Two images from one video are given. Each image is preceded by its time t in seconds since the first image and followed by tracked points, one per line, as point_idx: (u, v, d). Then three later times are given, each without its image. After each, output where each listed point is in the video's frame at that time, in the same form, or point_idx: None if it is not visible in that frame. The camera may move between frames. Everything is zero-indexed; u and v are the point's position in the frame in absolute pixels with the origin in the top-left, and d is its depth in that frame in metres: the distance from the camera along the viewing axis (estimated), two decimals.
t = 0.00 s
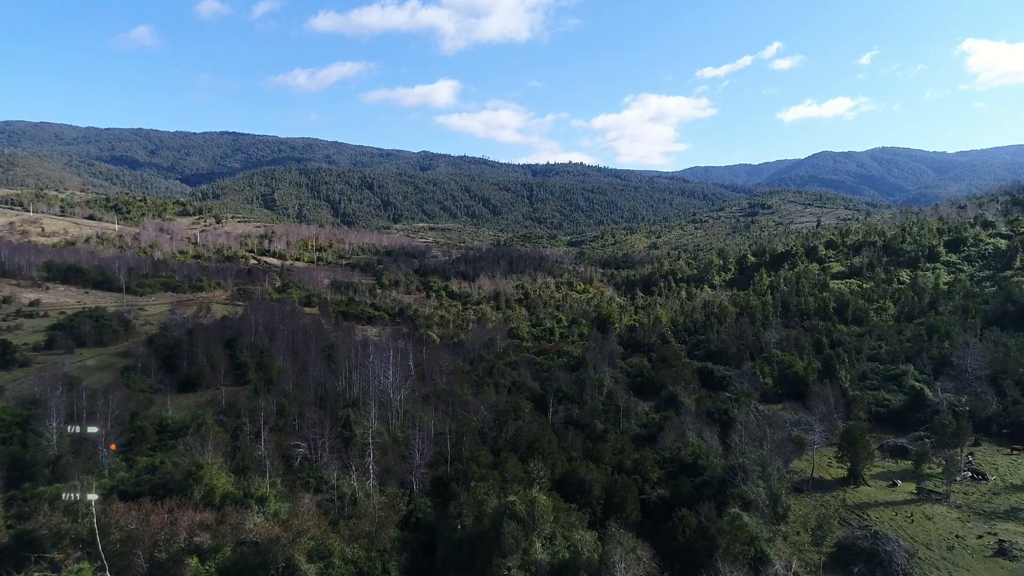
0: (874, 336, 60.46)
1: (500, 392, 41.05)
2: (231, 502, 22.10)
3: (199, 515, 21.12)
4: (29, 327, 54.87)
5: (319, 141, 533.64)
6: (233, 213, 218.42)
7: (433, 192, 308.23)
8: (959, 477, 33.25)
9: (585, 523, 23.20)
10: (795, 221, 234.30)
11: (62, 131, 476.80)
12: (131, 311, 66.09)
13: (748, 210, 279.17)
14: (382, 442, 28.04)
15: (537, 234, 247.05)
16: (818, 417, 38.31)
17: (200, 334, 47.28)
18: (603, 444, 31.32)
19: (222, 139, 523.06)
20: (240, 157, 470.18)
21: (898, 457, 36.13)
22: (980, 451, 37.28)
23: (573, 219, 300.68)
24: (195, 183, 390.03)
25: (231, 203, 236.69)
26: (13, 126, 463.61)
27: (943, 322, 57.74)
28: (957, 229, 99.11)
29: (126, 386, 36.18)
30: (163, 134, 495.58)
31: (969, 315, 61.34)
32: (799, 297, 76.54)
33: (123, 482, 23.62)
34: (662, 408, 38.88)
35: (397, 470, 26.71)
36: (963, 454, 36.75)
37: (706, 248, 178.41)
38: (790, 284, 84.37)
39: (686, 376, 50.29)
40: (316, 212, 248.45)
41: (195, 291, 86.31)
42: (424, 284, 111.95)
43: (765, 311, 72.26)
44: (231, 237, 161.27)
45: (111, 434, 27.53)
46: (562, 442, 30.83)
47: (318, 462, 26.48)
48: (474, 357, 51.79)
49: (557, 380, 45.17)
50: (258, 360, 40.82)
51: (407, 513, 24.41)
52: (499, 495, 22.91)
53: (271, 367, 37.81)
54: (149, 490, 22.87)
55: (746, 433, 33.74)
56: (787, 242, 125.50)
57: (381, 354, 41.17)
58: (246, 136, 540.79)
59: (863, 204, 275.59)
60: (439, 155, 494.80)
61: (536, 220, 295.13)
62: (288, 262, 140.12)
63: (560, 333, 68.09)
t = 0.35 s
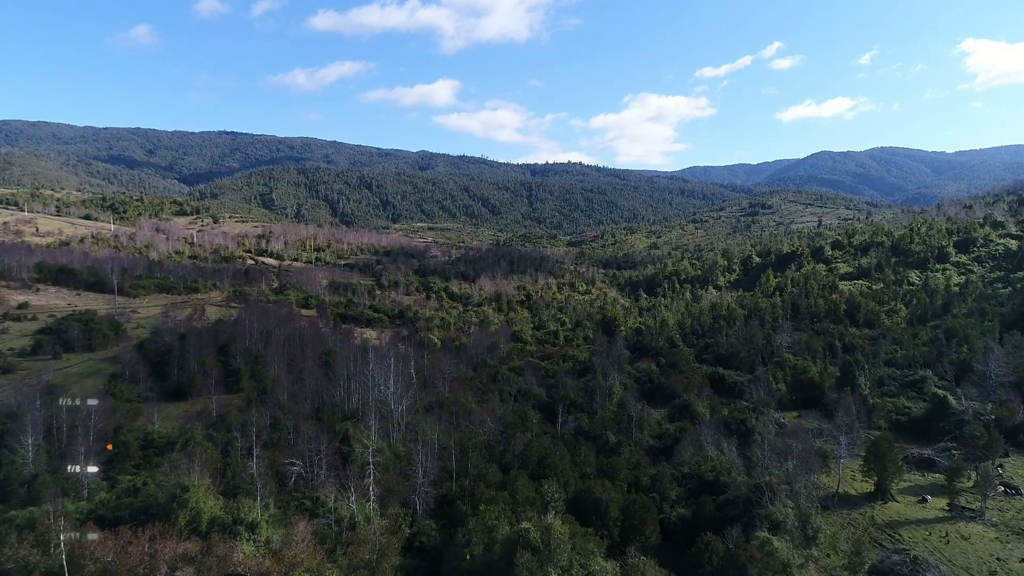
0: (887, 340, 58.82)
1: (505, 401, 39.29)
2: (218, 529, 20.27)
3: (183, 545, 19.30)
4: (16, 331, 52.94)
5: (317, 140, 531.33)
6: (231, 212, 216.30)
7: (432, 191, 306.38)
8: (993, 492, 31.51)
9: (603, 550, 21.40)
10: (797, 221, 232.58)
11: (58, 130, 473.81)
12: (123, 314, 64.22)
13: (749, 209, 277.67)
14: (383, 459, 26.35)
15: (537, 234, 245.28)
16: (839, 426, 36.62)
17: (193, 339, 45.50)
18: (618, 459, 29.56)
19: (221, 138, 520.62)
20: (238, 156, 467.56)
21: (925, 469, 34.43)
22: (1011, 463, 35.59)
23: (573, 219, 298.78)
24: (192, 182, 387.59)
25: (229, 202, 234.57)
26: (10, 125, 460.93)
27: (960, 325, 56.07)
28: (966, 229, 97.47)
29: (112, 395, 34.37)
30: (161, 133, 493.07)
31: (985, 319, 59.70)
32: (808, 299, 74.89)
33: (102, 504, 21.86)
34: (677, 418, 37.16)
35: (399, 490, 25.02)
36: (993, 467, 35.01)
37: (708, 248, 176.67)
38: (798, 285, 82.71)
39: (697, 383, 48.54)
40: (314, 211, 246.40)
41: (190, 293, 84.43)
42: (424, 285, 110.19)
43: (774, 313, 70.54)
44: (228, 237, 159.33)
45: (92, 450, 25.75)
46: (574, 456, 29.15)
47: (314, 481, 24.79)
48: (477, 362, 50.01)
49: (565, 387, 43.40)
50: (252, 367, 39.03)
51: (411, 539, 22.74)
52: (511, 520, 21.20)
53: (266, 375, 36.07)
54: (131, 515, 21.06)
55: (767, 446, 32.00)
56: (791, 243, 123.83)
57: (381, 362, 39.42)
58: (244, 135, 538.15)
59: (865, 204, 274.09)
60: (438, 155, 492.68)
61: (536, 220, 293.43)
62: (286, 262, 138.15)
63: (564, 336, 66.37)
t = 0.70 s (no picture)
0: (903, 345, 57.05)
1: (511, 411, 37.54)
2: (201, 559, 18.40)
3: None
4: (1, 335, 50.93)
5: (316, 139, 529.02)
6: (229, 212, 214.29)
7: (431, 191, 304.41)
8: None
9: None
10: (798, 221, 230.96)
11: (56, 130, 471.21)
12: (115, 317, 62.31)
13: (750, 209, 275.93)
14: (384, 477, 24.62)
15: (537, 234, 243.42)
16: (862, 438, 34.90)
17: (184, 345, 43.63)
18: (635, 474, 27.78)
19: (219, 138, 518.38)
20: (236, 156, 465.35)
21: (956, 484, 32.67)
22: None
23: (573, 219, 297.08)
24: (190, 182, 385.47)
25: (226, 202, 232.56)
26: (8, 124, 458.62)
27: (980, 329, 54.29)
28: (976, 230, 95.69)
29: (96, 407, 32.55)
30: (159, 133, 490.85)
31: (1005, 324, 57.93)
32: (819, 301, 73.11)
33: (77, 530, 20.09)
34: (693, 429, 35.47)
35: (401, 514, 23.30)
36: None
37: (710, 248, 175.00)
38: (807, 287, 80.99)
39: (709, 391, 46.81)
40: (313, 211, 244.40)
41: (185, 295, 82.52)
42: (423, 286, 108.36)
43: (784, 316, 68.81)
44: (225, 237, 157.31)
45: (70, 469, 23.90)
46: (588, 473, 27.41)
47: (309, 502, 23.10)
48: (481, 368, 48.22)
49: (573, 395, 41.65)
50: (245, 376, 37.23)
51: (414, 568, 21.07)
52: (525, 549, 19.50)
53: (260, 385, 34.32)
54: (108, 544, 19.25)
55: (790, 462, 30.26)
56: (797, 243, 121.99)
57: (381, 369, 37.71)
58: (242, 134, 535.61)
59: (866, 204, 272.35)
60: (438, 155, 490.60)
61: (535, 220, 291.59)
62: (283, 263, 136.19)
63: (569, 340, 64.65)
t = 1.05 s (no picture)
0: (920, 350, 55.22)
1: (519, 423, 35.71)
2: None
3: None
4: None
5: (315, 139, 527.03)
6: (227, 212, 212.33)
7: (431, 191, 302.46)
8: None
9: None
10: (800, 221, 229.03)
11: (55, 130, 469.07)
12: (106, 322, 60.52)
13: (752, 208, 273.98)
14: (384, 497, 22.88)
15: (537, 234, 241.46)
16: (889, 449, 33.16)
17: (175, 351, 41.79)
18: (652, 493, 25.97)
19: (219, 138, 516.45)
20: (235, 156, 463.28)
21: (991, 501, 30.83)
22: None
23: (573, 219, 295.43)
24: (189, 181, 383.27)
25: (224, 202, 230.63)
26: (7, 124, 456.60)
27: (1000, 333, 52.43)
28: (987, 230, 93.86)
29: (78, 420, 30.66)
30: (158, 132, 488.63)
31: None
32: (830, 303, 71.27)
33: (45, 563, 18.24)
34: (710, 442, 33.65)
35: (403, 540, 21.58)
36: None
37: (713, 249, 173.10)
38: (816, 289, 79.17)
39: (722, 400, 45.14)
40: (312, 211, 242.53)
41: (180, 297, 80.58)
42: (423, 287, 106.51)
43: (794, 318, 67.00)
44: (222, 238, 155.34)
45: (43, 491, 22.03)
46: (603, 494, 25.68)
47: (303, 529, 21.41)
48: (485, 374, 46.41)
49: (582, 403, 39.80)
50: (238, 385, 35.39)
51: None
52: None
53: (252, 396, 32.51)
54: None
55: (817, 481, 28.43)
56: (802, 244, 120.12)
57: (380, 377, 35.90)
58: (241, 134, 533.62)
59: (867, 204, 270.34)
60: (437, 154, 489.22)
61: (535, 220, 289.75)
62: (281, 263, 134.27)
63: (574, 343, 62.82)
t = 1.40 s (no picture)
0: (939, 356, 53.30)
1: (526, 436, 33.88)
2: None
3: None
4: None
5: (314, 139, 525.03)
6: (224, 212, 210.36)
7: (430, 190, 300.65)
8: None
9: None
10: (802, 221, 226.96)
11: (54, 130, 467.49)
12: (97, 326, 58.60)
13: (753, 208, 272.04)
14: (383, 524, 21.64)
15: (537, 233, 239.35)
16: (919, 463, 31.31)
17: (164, 358, 39.84)
18: (673, 516, 24.14)
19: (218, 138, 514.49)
20: (234, 155, 461.19)
21: None
22: None
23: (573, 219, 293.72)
24: (188, 181, 381.32)
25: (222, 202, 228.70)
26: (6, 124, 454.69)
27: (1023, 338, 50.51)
28: (997, 231, 92.03)
29: (58, 435, 28.84)
30: (156, 132, 486.56)
31: None
32: (841, 305, 69.36)
33: None
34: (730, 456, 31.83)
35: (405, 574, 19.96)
36: None
37: (716, 249, 171.12)
38: (826, 291, 77.25)
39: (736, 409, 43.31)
40: (311, 211, 240.47)
41: (174, 300, 78.73)
42: (423, 289, 104.63)
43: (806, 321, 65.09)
44: (219, 238, 153.43)
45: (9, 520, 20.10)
46: (622, 518, 24.02)
47: (296, 562, 20.00)
48: (489, 381, 44.52)
49: (592, 413, 37.97)
50: (229, 396, 33.52)
51: None
52: None
53: (244, 408, 30.63)
54: None
55: (849, 502, 26.55)
56: (808, 245, 118.22)
57: (379, 388, 34.10)
58: (240, 134, 531.56)
59: (869, 204, 268.39)
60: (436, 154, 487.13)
61: (535, 221, 287.85)
62: (278, 264, 132.31)
63: (579, 348, 60.98)
